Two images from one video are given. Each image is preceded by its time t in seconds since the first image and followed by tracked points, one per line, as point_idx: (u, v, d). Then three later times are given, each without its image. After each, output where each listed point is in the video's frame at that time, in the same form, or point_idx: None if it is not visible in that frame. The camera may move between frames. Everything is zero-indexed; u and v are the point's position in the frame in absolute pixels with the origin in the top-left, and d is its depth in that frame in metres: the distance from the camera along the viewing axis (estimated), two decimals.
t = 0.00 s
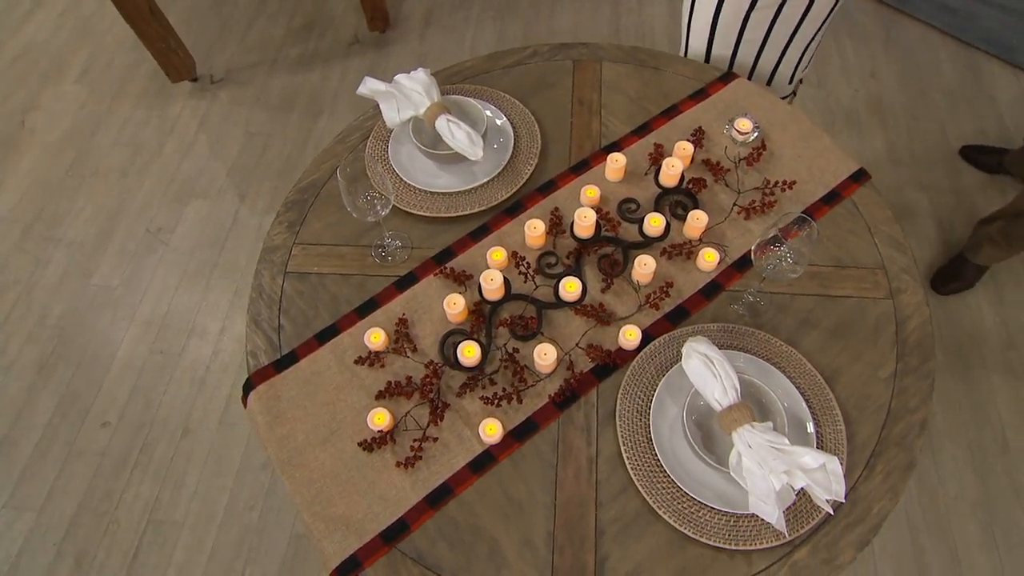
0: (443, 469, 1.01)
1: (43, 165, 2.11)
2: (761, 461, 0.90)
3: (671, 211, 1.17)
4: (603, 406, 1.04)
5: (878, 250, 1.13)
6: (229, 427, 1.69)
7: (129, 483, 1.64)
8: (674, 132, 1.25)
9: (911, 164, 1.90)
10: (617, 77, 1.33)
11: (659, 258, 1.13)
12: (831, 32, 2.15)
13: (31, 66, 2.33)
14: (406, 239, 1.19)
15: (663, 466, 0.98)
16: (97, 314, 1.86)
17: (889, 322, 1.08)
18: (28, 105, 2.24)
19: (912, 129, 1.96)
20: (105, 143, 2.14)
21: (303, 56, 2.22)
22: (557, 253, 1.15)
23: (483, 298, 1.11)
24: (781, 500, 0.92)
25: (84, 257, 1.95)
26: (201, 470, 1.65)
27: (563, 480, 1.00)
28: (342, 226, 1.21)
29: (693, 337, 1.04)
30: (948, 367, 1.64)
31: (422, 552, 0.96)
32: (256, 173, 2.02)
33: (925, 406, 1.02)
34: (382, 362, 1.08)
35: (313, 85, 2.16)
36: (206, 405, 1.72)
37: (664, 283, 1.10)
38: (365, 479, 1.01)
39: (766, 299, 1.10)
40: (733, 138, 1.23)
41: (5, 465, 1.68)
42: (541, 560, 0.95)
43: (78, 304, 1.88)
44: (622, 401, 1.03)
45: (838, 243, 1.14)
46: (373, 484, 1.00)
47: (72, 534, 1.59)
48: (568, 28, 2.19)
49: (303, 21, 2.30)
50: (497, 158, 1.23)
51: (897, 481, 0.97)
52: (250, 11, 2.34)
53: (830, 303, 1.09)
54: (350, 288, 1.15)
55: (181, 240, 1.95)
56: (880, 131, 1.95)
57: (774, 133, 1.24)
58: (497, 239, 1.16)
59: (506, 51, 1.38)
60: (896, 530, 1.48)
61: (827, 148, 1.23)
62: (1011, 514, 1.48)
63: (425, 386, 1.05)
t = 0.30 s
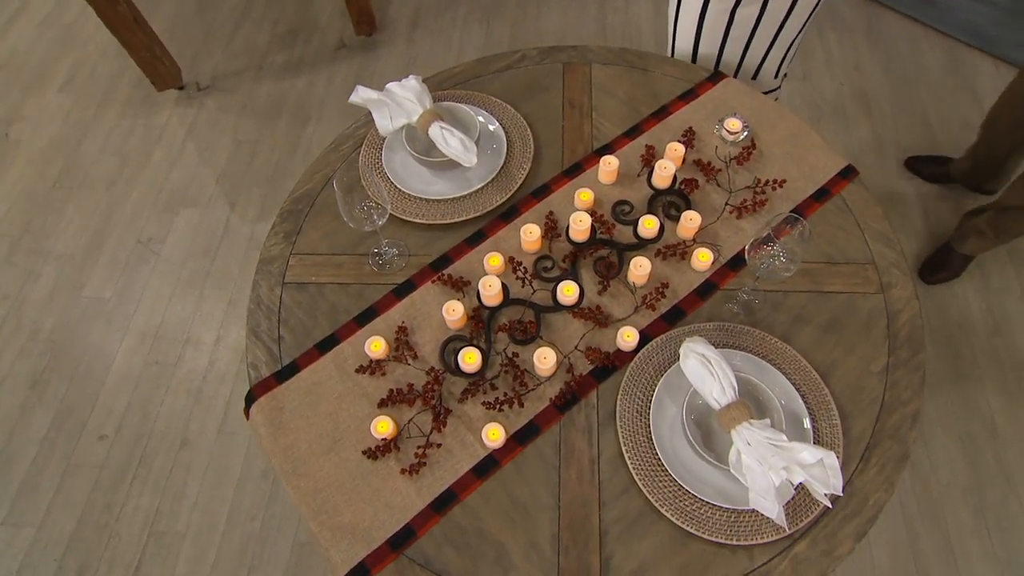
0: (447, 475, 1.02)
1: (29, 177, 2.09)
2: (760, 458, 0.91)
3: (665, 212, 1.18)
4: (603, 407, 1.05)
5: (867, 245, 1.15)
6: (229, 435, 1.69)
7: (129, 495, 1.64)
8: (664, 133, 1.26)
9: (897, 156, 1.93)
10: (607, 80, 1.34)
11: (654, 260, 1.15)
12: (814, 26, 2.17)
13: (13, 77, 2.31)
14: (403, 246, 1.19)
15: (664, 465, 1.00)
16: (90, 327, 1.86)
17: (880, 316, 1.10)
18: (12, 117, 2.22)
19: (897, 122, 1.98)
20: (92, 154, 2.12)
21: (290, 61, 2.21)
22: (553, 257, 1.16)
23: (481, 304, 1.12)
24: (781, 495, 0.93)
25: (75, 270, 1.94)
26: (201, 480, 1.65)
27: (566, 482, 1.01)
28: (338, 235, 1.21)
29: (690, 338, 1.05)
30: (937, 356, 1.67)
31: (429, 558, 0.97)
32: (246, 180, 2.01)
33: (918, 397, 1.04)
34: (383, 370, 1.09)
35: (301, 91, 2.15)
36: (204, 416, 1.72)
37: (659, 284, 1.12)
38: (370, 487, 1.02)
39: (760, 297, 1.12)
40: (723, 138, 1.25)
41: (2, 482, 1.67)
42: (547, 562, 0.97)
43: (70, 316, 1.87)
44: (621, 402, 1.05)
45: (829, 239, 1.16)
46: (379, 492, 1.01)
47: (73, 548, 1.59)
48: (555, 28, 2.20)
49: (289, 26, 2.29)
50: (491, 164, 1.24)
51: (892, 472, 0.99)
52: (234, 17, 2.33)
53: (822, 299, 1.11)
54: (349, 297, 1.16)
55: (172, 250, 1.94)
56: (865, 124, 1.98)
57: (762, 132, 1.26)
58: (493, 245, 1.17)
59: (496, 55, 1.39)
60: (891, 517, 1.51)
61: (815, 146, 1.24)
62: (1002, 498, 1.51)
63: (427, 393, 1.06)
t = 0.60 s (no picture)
0: (456, 478, 1.03)
1: (20, 188, 2.08)
2: (761, 452, 0.94)
3: (660, 212, 1.20)
4: (606, 407, 1.07)
5: (859, 240, 1.18)
6: (232, 442, 1.70)
7: (133, 505, 1.64)
8: (658, 134, 1.28)
9: (884, 148, 1.96)
10: (599, 82, 1.35)
11: (652, 260, 1.17)
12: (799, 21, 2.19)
13: None
14: (403, 253, 1.21)
15: (667, 461, 1.02)
16: (88, 338, 1.85)
17: (873, 310, 1.12)
18: None
19: (884, 114, 2.01)
20: (82, 164, 2.11)
21: (280, 66, 2.21)
22: (552, 259, 1.18)
23: (484, 308, 1.14)
24: (782, 488, 0.96)
25: (70, 281, 1.93)
26: (205, 488, 1.65)
27: (573, 481, 1.03)
28: (339, 243, 1.22)
29: (689, 336, 1.07)
30: (928, 344, 1.70)
31: (441, 559, 0.99)
32: (239, 187, 2.02)
33: (912, 388, 1.07)
34: (389, 376, 1.11)
35: (291, 95, 2.15)
36: (206, 424, 1.72)
37: (658, 284, 1.14)
38: (380, 492, 1.03)
39: (756, 294, 1.14)
40: (716, 137, 1.27)
41: (4, 496, 1.67)
42: (556, 560, 0.99)
43: (67, 328, 1.87)
44: (624, 401, 1.07)
45: (822, 235, 1.18)
46: (389, 496, 1.03)
47: (79, 560, 1.59)
48: (544, 27, 2.21)
49: (277, 31, 2.29)
50: (488, 169, 1.25)
51: (888, 461, 1.02)
52: (222, 22, 2.32)
53: (816, 295, 1.14)
54: (352, 304, 1.17)
55: (168, 258, 1.94)
56: (852, 117, 2.01)
57: (754, 131, 1.28)
58: (493, 249, 1.19)
59: (489, 59, 1.40)
60: (886, 504, 1.54)
61: (805, 143, 1.27)
62: (993, 482, 1.55)
63: (433, 397, 1.08)
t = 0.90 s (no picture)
0: (464, 477, 1.05)
1: (11, 198, 2.07)
2: (763, 445, 0.96)
3: (657, 210, 1.22)
4: (610, 403, 1.10)
5: (852, 233, 1.20)
6: (234, 447, 1.70)
7: (138, 513, 1.64)
8: (652, 133, 1.30)
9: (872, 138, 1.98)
10: (592, 82, 1.37)
11: (650, 257, 1.19)
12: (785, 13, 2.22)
13: None
14: (404, 257, 1.22)
15: (671, 456, 1.05)
16: (86, 348, 1.85)
17: (867, 301, 1.15)
18: None
19: (871, 104, 2.04)
20: (73, 172, 2.10)
21: (270, 69, 2.21)
22: (552, 260, 1.19)
23: (486, 310, 1.16)
24: (783, 479, 0.98)
25: (65, 291, 1.92)
26: (210, 493, 1.65)
27: (579, 477, 1.06)
28: (340, 249, 1.23)
29: (689, 333, 1.09)
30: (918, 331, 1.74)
31: (453, 558, 1.01)
32: (233, 193, 2.02)
33: (906, 377, 1.09)
34: (395, 380, 1.12)
35: (282, 99, 2.15)
36: (208, 429, 1.72)
37: (656, 281, 1.16)
38: (391, 494, 1.05)
39: (753, 289, 1.16)
40: (709, 135, 1.29)
41: (8, 509, 1.67)
42: (566, 555, 1.01)
43: (64, 338, 1.86)
44: (627, 398, 1.09)
45: (815, 230, 1.21)
46: (399, 498, 1.05)
47: (86, 570, 1.59)
48: (532, 25, 2.22)
49: (265, 34, 2.28)
50: (486, 171, 1.27)
51: (885, 449, 1.05)
52: (209, 26, 2.31)
53: (811, 288, 1.16)
54: (355, 310, 1.18)
55: (164, 266, 1.93)
56: (840, 108, 2.03)
57: (746, 128, 1.30)
58: (493, 251, 1.20)
59: (483, 61, 1.42)
60: (882, 489, 1.58)
61: (797, 139, 1.29)
62: (984, 463, 1.59)
63: (439, 399, 1.09)
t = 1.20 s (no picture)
0: (470, 478, 1.07)
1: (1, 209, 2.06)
2: (762, 438, 0.98)
3: (652, 209, 1.24)
4: (611, 401, 1.12)
5: (842, 228, 1.23)
6: (236, 453, 1.71)
7: (142, 521, 1.65)
8: (645, 132, 1.31)
9: (859, 128, 2.01)
10: (584, 82, 1.39)
11: (646, 256, 1.21)
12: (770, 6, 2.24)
13: None
14: (403, 262, 1.23)
15: (672, 451, 1.07)
16: (83, 358, 1.84)
17: (858, 293, 1.18)
18: None
19: (857, 95, 2.07)
20: (63, 182, 2.09)
21: (258, 73, 2.21)
22: (549, 261, 1.21)
23: (486, 312, 1.17)
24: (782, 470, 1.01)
25: (59, 301, 1.92)
26: (214, 500, 1.66)
27: (583, 474, 1.08)
28: (339, 255, 1.24)
29: (687, 330, 1.12)
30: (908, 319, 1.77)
31: (461, 557, 1.03)
32: (226, 198, 2.02)
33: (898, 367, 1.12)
34: (398, 384, 1.14)
35: (272, 102, 2.15)
36: (209, 436, 1.73)
37: (653, 280, 1.18)
38: (398, 496, 1.07)
39: (747, 284, 1.18)
40: (701, 132, 1.31)
41: (11, 521, 1.67)
42: (572, 551, 1.03)
43: (60, 349, 1.86)
44: (627, 395, 1.11)
45: (806, 224, 1.23)
46: (407, 500, 1.06)
47: None
48: (520, 23, 2.23)
49: (253, 37, 2.28)
50: (482, 175, 1.28)
51: (879, 437, 1.08)
52: (195, 30, 2.30)
53: (803, 282, 1.19)
54: (357, 315, 1.20)
55: (158, 273, 1.93)
56: (827, 100, 2.06)
57: (736, 125, 1.32)
58: (491, 253, 1.22)
59: (474, 64, 1.43)
60: (876, 474, 1.61)
61: (786, 135, 1.31)
62: (974, 446, 1.63)
63: (443, 402, 1.11)
